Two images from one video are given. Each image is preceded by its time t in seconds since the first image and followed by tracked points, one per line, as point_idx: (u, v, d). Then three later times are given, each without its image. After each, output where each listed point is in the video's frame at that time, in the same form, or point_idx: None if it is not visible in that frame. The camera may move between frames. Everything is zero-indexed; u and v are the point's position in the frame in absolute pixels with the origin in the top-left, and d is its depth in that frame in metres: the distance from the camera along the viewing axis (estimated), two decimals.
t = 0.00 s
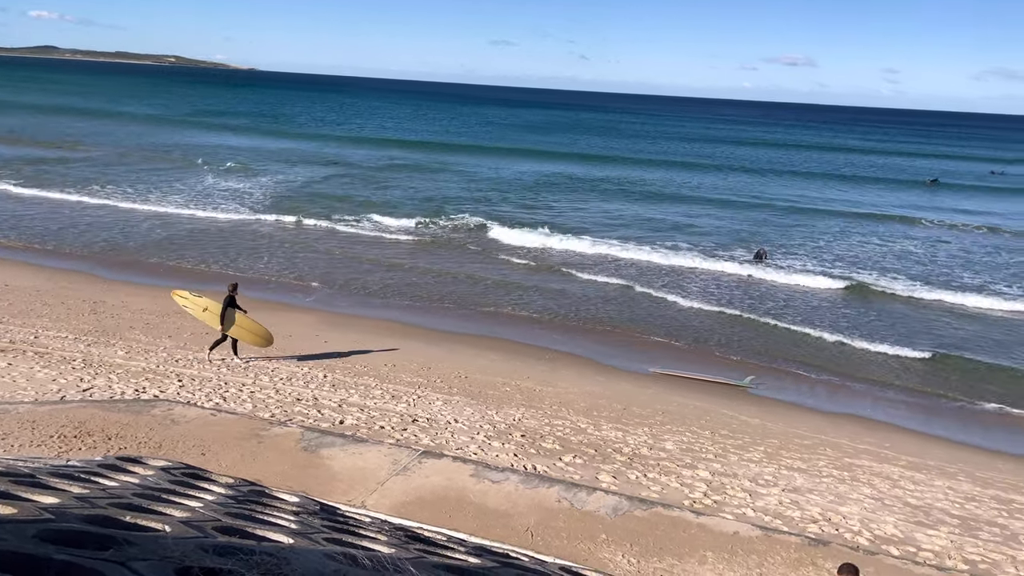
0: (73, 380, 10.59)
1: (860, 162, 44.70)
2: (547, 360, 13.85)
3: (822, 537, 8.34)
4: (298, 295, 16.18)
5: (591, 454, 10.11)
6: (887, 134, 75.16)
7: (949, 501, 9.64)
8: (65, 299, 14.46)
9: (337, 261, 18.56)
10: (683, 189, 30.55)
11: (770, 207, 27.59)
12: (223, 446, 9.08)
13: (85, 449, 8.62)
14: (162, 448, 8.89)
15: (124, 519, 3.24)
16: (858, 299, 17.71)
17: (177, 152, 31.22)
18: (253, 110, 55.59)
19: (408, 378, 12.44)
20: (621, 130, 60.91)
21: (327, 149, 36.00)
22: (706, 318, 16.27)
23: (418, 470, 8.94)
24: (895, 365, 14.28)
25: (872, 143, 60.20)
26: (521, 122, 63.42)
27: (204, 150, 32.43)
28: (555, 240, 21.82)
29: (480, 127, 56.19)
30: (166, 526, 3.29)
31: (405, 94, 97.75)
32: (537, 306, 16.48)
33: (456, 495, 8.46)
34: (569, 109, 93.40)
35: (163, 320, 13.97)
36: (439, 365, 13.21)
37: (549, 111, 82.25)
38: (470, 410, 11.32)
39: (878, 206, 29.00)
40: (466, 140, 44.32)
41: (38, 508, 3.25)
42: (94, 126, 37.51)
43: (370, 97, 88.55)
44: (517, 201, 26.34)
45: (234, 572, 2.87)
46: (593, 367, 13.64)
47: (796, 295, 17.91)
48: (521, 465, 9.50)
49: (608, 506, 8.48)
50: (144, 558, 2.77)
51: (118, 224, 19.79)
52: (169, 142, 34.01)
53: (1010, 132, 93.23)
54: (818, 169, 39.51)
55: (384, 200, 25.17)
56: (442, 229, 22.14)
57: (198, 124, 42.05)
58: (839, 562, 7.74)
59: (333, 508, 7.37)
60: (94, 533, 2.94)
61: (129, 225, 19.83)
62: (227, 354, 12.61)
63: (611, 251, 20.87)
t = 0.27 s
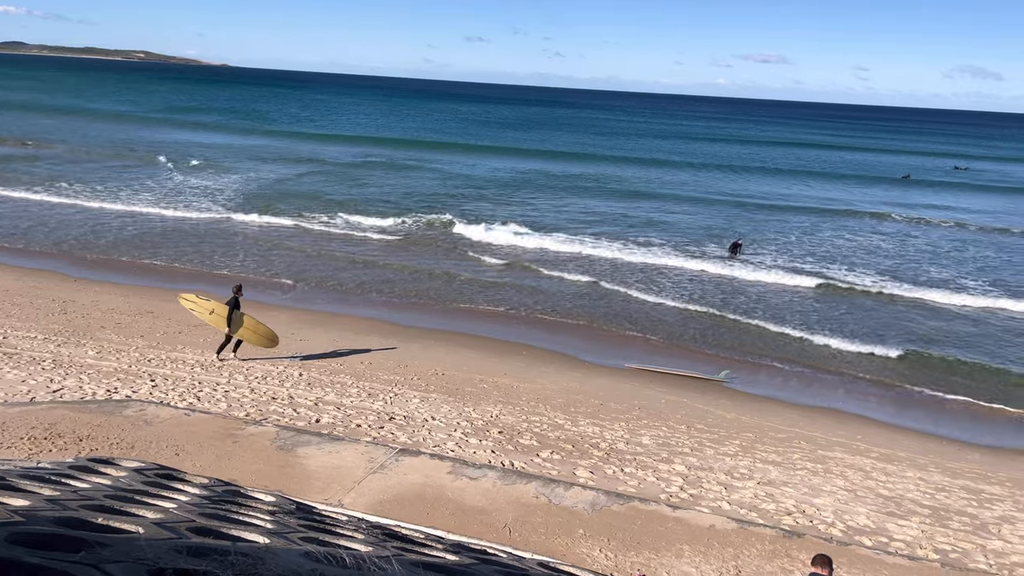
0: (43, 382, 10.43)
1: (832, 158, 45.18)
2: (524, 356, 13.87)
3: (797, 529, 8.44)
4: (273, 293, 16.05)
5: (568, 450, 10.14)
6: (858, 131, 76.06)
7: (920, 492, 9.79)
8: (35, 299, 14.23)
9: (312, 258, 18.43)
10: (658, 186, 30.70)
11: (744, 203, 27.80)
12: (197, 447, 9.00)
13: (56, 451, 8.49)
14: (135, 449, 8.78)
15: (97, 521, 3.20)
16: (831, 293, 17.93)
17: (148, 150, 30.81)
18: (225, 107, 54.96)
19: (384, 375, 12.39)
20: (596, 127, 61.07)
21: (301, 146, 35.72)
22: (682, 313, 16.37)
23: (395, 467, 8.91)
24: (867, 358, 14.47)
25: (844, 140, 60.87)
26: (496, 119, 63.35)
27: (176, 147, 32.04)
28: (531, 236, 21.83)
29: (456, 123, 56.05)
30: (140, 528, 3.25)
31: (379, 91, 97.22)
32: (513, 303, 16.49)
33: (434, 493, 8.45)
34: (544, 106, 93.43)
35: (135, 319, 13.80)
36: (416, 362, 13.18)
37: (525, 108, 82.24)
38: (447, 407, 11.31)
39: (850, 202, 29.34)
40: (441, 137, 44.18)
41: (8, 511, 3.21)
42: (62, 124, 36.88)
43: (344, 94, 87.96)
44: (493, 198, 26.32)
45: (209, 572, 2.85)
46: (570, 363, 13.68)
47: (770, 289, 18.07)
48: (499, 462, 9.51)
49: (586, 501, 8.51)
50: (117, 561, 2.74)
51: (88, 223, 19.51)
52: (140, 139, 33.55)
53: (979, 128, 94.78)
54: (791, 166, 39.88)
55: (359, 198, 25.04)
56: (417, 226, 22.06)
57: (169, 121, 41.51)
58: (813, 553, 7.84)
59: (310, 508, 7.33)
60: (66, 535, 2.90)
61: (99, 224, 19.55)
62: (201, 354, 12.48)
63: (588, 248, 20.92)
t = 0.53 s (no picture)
0: (8, 383, 10.24)
1: (803, 155, 45.63)
2: (498, 353, 13.86)
3: (769, 521, 8.52)
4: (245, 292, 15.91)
5: (543, 446, 10.16)
6: (828, 127, 76.96)
7: (889, 482, 9.93)
8: None
9: (284, 257, 18.27)
10: (631, 183, 30.81)
11: (717, 199, 28.00)
12: (167, 447, 8.88)
13: (22, 453, 8.34)
14: (104, 451, 8.65)
15: (65, 524, 3.14)
16: (802, 287, 18.13)
17: (116, 147, 30.31)
18: (195, 103, 54.21)
19: (358, 373, 12.33)
20: (569, 123, 61.16)
21: (273, 144, 35.37)
22: (655, 308, 16.46)
23: (369, 466, 8.87)
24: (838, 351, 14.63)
25: (815, 136, 61.51)
26: (470, 115, 63.18)
27: (144, 144, 31.57)
28: (505, 233, 21.81)
29: (429, 120, 55.81)
30: (108, 529, 3.18)
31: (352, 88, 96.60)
32: (488, 299, 16.47)
33: (408, 490, 8.42)
34: (518, 102, 93.32)
35: (103, 319, 13.59)
36: (390, 360, 13.12)
37: (498, 104, 82.11)
38: (422, 404, 11.28)
39: (820, 198, 29.66)
40: (414, 134, 43.97)
41: None
42: (26, 121, 36.16)
43: (316, 90, 87.19)
44: (466, 195, 26.26)
45: None
46: (545, 359, 13.71)
47: (742, 284, 18.21)
48: (474, 459, 9.50)
49: (561, 496, 8.53)
50: (80, 566, 2.68)
51: (54, 222, 19.16)
52: (107, 137, 33.01)
53: (946, 124, 96.34)
54: (763, 162, 40.22)
55: (332, 195, 24.86)
56: (391, 224, 21.96)
57: (137, 118, 40.88)
58: (785, 544, 7.92)
59: (282, 508, 7.27)
60: (29, 540, 2.83)
61: (65, 223, 19.20)
62: (171, 353, 12.33)
63: (562, 244, 20.95)
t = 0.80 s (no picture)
0: None
1: (771, 151, 46.08)
2: (471, 350, 13.85)
3: (740, 513, 8.61)
4: (213, 291, 15.71)
5: (516, 442, 10.17)
6: (796, 123, 77.90)
7: (857, 473, 10.08)
8: None
9: (253, 255, 18.07)
10: (602, 180, 30.91)
11: (687, 195, 28.20)
12: (135, 449, 8.75)
13: None
14: (69, 453, 8.51)
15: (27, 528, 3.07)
16: (770, 282, 18.32)
17: (80, 145, 29.76)
18: (160, 99, 53.38)
19: (330, 372, 12.25)
20: (540, 120, 61.20)
21: (241, 141, 34.97)
22: (626, 304, 16.55)
23: (341, 464, 8.81)
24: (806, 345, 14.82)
25: (783, 133, 62.15)
26: (441, 112, 62.94)
27: (109, 142, 31.02)
28: (477, 230, 21.77)
29: (399, 116, 55.50)
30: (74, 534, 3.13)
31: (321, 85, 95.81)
32: (460, 297, 16.44)
33: (381, 489, 8.38)
34: (489, 98, 93.15)
35: (68, 320, 13.35)
36: (361, 358, 13.05)
37: (469, 101, 81.88)
38: (394, 402, 11.23)
39: (788, 195, 30.00)
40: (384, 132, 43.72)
41: None
42: None
43: (285, 87, 86.36)
44: (438, 193, 26.17)
45: None
46: (517, 355, 13.72)
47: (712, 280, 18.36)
48: (447, 456, 9.48)
49: (534, 492, 8.55)
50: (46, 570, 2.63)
51: (16, 222, 18.76)
52: (70, 135, 32.38)
53: (910, 121, 97.93)
54: (732, 159, 40.57)
55: (301, 193, 24.64)
56: (362, 221, 21.82)
57: (101, 115, 40.17)
58: (755, 536, 8.01)
59: (253, 509, 7.20)
60: None
61: (28, 223, 18.82)
62: (139, 354, 12.14)
63: (533, 241, 20.97)
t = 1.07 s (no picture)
0: None
1: (739, 149, 46.49)
2: (442, 347, 13.79)
3: (711, 507, 8.67)
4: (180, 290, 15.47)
5: (489, 440, 10.14)
6: (763, 121, 78.69)
7: (825, 465, 10.21)
8: None
9: (221, 255, 17.82)
10: (573, 178, 30.97)
11: (657, 192, 28.36)
12: (100, 452, 8.59)
13: None
14: (31, 457, 8.32)
15: None
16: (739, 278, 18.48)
17: (41, 143, 29.13)
18: (123, 97, 52.44)
19: (299, 371, 12.12)
20: (510, 117, 61.15)
21: (208, 139, 34.49)
22: (597, 300, 16.59)
23: (312, 464, 8.72)
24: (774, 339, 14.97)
25: (751, 130, 62.74)
26: (410, 109, 62.62)
27: (71, 140, 30.41)
28: (447, 227, 21.69)
29: (368, 114, 55.10)
30: (35, 541, 3.06)
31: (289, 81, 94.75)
32: (430, 295, 16.36)
33: (353, 488, 8.31)
34: (459, 95, 92.82)
35: (30, 321, 13.06)
36: (331, 357, 12.93)
37: (439, 98, 81.56)
38: (365, 401, 11.15)
39: (756, 191, 30.30)
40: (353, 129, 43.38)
41: None
42: None
43: (253, 83, 85.34)
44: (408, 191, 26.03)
45: None
46: (489, 353, 13.69)
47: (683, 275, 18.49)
48: (419, 454, 9.42)
49: (506, 489, 8.53)
50: None
51: None
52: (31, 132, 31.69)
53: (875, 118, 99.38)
54: (701, 156, 40.87)
55: (270, 192, 24.37)
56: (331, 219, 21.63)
57: (63, 112, 39.36)
58: (726, 529, 8.08)
59: (222, 511, 7.10)
60: None
61: None
62: (103, 355, 11.92)
63: (504, 239, 20.94)
